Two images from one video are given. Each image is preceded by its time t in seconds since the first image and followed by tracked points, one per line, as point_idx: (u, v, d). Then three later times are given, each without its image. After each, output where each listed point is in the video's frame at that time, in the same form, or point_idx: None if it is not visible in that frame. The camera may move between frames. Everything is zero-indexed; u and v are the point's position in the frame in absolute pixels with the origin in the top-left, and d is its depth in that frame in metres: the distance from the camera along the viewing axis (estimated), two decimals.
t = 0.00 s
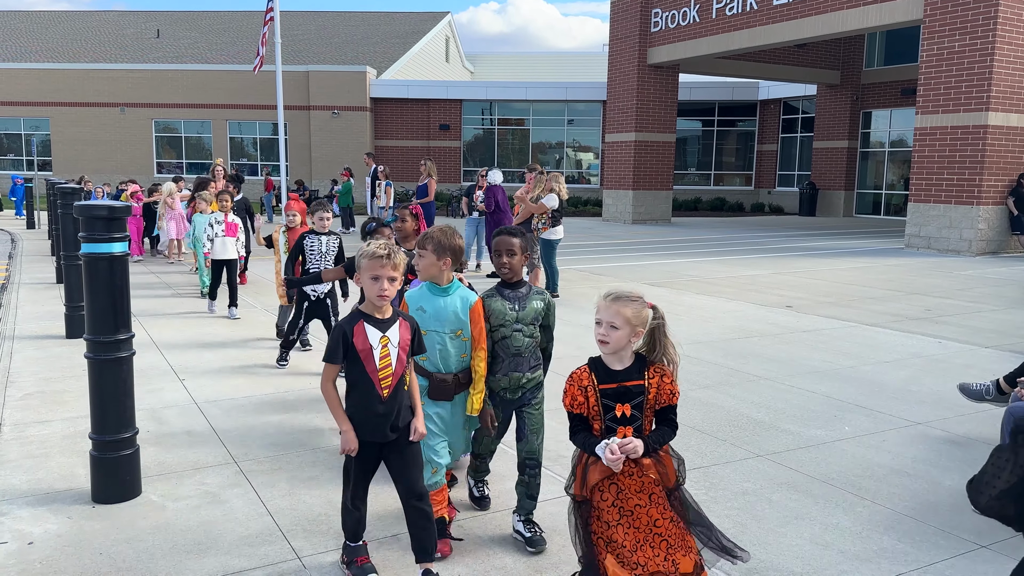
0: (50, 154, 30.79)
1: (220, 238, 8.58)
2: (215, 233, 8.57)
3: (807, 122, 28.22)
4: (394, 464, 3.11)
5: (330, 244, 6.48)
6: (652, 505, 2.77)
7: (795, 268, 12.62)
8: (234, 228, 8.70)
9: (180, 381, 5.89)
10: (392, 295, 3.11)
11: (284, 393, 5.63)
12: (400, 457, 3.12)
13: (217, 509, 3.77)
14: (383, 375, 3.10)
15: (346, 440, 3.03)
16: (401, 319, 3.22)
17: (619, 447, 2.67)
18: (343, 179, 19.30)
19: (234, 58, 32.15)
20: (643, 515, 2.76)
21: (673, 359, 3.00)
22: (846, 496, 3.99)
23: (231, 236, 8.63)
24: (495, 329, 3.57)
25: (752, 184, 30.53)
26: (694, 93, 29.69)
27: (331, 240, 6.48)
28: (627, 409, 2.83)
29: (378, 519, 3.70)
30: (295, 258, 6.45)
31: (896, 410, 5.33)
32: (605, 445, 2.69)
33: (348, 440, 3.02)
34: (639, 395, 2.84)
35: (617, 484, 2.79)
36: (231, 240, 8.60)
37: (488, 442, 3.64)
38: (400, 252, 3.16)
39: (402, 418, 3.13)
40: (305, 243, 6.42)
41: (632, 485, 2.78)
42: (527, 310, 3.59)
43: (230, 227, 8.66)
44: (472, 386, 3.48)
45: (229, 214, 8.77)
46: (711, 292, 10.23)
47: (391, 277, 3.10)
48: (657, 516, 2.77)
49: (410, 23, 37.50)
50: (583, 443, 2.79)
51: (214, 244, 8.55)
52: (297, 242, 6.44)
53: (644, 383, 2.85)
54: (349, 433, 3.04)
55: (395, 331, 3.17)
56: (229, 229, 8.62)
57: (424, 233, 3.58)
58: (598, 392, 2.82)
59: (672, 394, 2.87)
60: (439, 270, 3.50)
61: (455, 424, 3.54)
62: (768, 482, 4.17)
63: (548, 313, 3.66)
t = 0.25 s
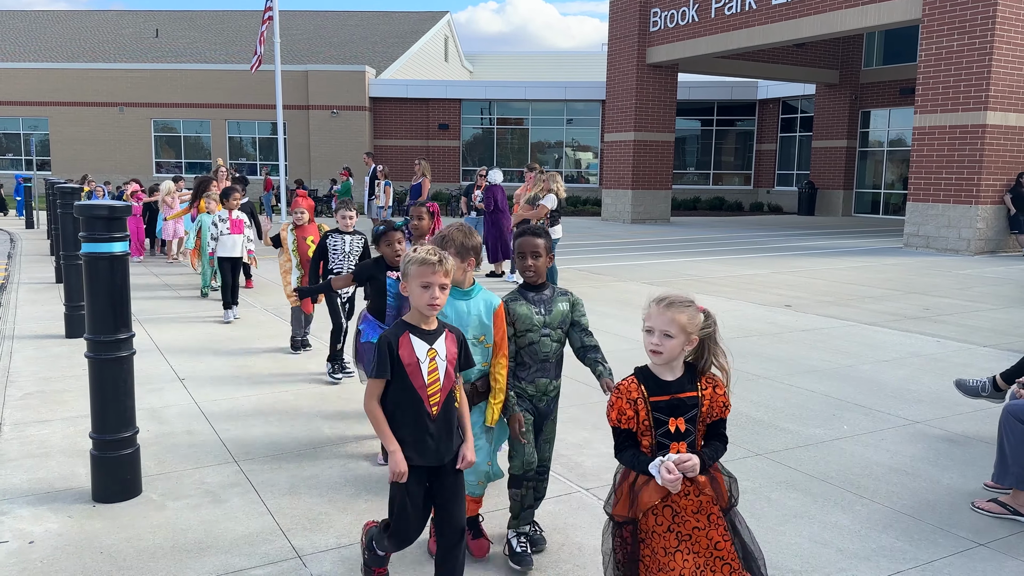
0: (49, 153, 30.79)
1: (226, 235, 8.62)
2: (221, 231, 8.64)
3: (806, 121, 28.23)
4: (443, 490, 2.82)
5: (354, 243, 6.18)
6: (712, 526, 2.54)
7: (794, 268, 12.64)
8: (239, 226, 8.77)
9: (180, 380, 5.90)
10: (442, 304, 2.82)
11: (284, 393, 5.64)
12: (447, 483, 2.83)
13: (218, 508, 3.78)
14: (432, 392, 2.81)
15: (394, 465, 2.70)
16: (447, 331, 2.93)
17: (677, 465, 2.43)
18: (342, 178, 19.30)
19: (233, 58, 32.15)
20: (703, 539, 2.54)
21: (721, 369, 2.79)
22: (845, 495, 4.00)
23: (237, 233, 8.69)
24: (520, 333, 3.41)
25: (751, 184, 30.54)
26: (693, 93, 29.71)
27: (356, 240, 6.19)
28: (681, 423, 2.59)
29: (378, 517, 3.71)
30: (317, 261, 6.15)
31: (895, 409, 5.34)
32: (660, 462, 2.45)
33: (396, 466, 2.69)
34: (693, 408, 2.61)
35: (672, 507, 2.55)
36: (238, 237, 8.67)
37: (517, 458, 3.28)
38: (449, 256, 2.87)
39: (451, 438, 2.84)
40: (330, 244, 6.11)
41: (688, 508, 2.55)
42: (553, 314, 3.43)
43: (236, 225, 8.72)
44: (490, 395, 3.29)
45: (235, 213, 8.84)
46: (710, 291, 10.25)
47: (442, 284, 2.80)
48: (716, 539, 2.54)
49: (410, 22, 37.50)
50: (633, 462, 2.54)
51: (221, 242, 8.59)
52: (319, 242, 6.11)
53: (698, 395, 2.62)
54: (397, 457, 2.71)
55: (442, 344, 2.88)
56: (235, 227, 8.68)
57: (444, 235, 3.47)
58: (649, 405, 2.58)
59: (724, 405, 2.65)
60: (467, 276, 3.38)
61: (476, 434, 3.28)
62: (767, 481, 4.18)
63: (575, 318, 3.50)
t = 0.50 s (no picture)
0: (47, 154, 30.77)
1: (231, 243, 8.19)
2: (225, 238, 8.18)
3: (803, 122, 28.25)
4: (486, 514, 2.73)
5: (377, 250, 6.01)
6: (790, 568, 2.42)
7: (792, 268, 12.66)
8: (244, 231, 8.32)
9: (178, 382, 5.90)
10: (485, 315, 2.70)
11: (282, 394, 5.64)
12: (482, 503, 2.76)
13: (217, 510, 3.78)
14: (474, 411, 2.71)
15: (433, 491, 2.59)
16: (488, 343, 2.81)
17: (764, 503, 2.28)
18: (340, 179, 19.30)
19: (231, 58, 32.14)
20: None
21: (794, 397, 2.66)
22: (843, 495, 4.01)
23: (241, 239, 8.26)
24: (543, 355, 3.16)
25: (749, 184, 30.56)
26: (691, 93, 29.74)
27: (377, 246, 6.02)
28: (758, 457, 2.46)
29: (378, 519, 3.70)
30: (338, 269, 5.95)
31: (893, 409, 5.35)
32: (741, 500, 2.30)
33: (437, 493, 2.58)
34: (771, 439, 2.48)
35: (749, 547, 2.42)
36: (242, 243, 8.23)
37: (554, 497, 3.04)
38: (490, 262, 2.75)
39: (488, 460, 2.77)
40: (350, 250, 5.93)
41: (768, 548, 2.43)
42: (577, 331, 3.19)
43: (240, 230, 8.32)
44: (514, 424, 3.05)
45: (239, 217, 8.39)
46: (708, 291, 10.26)
47: (484, 293, 2.68)
48: None
49: (408, 22, 37.50)
50: (707, 500, 2.39)
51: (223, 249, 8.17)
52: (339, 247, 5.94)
53: (775, 426, 2.49)
54: (434, 480, 2.61)
55: (483, 357, 2.77)
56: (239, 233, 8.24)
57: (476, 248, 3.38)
58: (725, 437, 2.43)
59: (801, 437, 2.52)
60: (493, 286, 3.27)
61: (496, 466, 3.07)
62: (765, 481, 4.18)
63: (601, 334, 3.25)
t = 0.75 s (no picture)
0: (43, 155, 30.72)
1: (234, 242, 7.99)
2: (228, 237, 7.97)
3: (800, 123, 28.30)
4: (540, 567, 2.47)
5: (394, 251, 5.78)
6: None
7: (789, 269, 12.68)
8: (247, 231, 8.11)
9: (174, 384, 5.90)
10: (526, 340, 2.43)
11: (278, 396, 5.65)
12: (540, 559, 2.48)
13: (213, 512, 3.79)
14: (518, 452, 2.46)
15: (488, 554, 2.30)
16: (531, 373, 2.56)
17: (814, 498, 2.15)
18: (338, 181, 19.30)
19: (228, 60, 32.13)
20: None
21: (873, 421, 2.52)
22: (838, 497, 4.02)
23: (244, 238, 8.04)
24: (572, 364, 2.90)
25: (746, 185, 30.60)
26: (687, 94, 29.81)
27: (396, 246, 5.80)
28: (822, 475, 2.32)
29: (373, 522, 3.71)
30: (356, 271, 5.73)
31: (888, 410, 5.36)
32: (788, 495, 2.18)
33: (493, 557, 2.29)
34: (838, 458, 2.34)
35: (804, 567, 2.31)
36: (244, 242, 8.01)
37: (573, 506, 2.93)
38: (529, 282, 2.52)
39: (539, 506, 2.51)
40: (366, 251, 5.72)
41: (823, 573, 2.31)
42: (611, 340, 2.92)
43: (243, 230, 8.11)
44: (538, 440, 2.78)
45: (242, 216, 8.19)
46: (704, 292, 10.29)
47: (524, 316, 2.43)
48: None
49: (405, 24, 37.51)
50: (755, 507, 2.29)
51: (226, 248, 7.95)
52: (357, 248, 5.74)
53: (842, 444, 2.34)
54: (489, 541, 2.32)
55: (526, 391, 2.51)
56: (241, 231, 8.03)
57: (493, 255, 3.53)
58: (787, 447, 2.32)
59: (872, 462, 2.36)
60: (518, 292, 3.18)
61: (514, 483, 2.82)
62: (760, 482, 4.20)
63: (634, 343, 3.00)
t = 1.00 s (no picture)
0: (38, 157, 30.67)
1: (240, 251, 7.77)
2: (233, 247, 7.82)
3: (796, 125, 28.35)
4: None
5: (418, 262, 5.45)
6: None
7: (785, 271, 12.70)
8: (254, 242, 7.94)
9: (169, 386, 5.90)
10: (584, 356, 2.27)
11: (273, 399, 5.65)
12: None
13: (208, 515, 3.79)
14: (572, 481, 2.30)
15: None
16: (584, 393, 2.41)
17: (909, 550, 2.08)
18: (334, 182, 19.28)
19: (224, 62, 32.13)
20: None
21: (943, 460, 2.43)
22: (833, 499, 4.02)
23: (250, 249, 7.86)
24: (627, 391, 2.74)
25: (742, 187, 30.62)
26: (683, 97, 29.86)
27: (420, 259, 5.47)
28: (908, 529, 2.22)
29: (369, 524, 3.72)
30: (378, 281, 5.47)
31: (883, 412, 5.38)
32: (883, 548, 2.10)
33: None
34: (920, 509, 2.25)
35: None
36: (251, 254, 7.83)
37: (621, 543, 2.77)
38: (586, 294, 2.37)
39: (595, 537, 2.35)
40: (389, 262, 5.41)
41: None
42: (672, 367, 2.78)
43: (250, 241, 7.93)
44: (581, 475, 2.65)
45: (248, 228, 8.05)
46: (700, 295, 10.30)
47: (582, 329, 2.28)
48: None
49: (401, 25, 37.51)
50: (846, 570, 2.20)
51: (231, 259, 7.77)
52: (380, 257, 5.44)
53: (924, 492, 2.26)
54: None
55: (581, 414, 2.35)
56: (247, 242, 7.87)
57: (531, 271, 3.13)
58: (867, 502, 2.22)
59: (951, 509, 2.29)
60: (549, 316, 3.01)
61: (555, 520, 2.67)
62: (756, 485, 4.20)
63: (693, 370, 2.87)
